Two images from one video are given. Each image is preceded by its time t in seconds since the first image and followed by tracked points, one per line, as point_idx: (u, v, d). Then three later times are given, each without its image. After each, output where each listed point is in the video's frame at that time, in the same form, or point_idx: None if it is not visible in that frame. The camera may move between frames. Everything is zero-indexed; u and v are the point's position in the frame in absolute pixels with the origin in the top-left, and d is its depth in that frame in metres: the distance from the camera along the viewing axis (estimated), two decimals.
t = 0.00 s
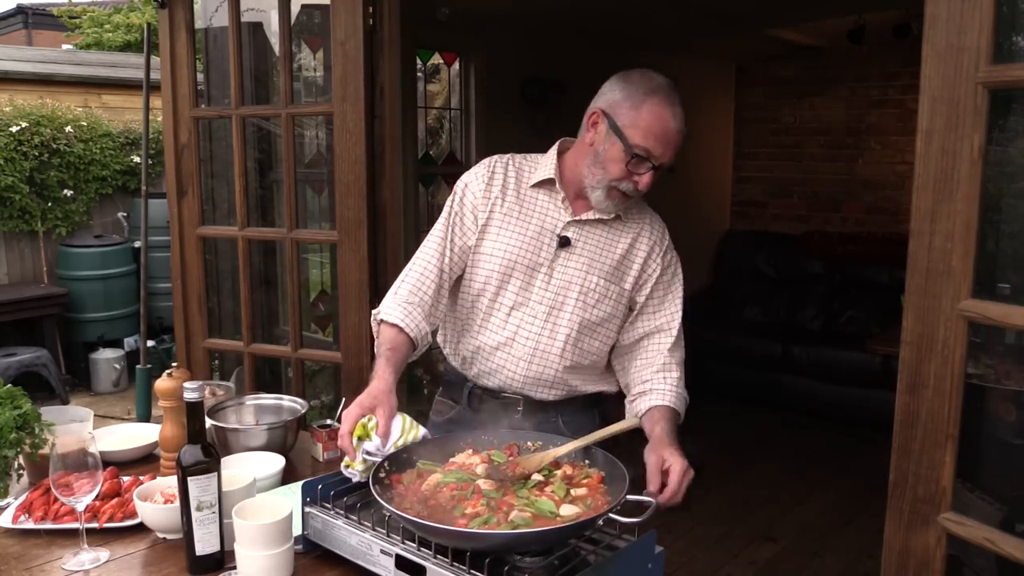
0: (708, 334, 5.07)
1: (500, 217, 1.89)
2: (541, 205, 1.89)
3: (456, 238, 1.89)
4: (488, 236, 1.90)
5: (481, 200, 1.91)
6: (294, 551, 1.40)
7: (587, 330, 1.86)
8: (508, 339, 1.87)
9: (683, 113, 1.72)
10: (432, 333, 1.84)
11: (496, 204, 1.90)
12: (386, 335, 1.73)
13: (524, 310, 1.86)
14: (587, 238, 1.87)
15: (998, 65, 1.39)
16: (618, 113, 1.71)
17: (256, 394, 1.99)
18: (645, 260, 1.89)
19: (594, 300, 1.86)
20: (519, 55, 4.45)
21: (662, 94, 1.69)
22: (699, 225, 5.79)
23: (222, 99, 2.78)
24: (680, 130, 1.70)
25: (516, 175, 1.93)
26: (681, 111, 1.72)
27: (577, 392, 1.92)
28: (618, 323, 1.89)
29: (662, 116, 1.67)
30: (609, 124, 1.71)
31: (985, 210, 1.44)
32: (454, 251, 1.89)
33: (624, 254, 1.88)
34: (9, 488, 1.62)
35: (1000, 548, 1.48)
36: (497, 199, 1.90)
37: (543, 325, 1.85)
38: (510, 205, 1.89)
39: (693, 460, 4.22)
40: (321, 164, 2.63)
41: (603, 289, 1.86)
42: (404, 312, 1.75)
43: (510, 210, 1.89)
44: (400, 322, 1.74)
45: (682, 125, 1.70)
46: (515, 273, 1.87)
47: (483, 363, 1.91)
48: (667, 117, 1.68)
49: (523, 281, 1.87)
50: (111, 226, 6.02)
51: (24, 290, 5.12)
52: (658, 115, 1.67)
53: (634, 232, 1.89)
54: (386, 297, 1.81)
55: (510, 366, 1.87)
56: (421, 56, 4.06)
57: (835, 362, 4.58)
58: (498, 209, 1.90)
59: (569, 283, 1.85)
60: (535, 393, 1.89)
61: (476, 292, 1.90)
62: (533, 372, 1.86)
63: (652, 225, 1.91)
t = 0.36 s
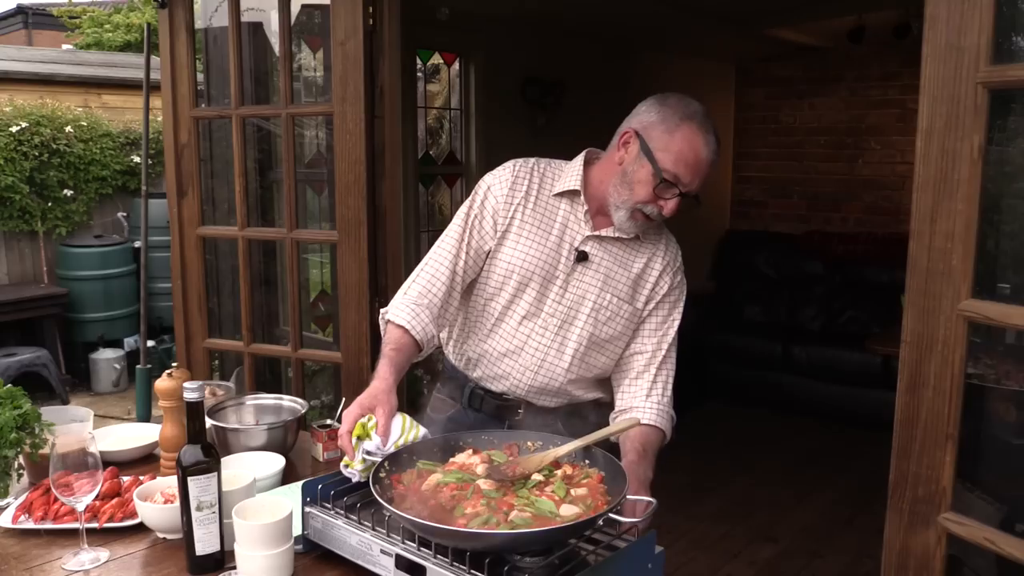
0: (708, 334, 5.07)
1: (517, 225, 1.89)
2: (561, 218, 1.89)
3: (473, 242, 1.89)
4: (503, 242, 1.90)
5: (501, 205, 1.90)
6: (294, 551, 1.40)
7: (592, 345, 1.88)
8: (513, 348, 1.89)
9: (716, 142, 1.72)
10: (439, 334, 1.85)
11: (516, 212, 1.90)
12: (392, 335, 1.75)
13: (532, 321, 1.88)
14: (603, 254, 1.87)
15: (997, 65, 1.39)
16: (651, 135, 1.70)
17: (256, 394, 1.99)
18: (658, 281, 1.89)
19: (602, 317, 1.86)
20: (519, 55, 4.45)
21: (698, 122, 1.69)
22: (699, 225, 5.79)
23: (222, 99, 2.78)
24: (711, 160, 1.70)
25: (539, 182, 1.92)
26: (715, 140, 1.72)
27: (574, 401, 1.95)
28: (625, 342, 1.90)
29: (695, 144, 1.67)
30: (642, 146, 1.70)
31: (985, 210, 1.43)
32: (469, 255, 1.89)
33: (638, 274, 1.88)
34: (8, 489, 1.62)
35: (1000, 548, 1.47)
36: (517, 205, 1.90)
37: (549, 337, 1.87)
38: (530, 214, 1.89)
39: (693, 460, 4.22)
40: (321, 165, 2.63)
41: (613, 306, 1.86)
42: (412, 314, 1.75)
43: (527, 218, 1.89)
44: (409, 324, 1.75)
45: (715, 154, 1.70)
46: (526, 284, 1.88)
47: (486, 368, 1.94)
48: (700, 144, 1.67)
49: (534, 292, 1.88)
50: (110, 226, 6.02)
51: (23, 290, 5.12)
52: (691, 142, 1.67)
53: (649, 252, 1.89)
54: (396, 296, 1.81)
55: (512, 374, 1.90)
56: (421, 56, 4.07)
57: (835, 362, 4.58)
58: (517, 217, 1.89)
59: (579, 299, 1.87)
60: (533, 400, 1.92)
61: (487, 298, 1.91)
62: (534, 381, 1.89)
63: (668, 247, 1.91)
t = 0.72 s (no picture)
0: (708, 334, 5.07)
1: (519, 226, 1.89)
2: (562, 220, 1.89)
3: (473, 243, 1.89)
4: (503, 243, 1.90)
5: (503, 206, 1.90)
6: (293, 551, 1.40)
7: (592, 347, 1.88)
8: (513, 349, 1.89)
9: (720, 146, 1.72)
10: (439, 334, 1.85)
11: (517, 212, 1.89)
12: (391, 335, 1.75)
13: (532, 322, 1.88)
14: (603, 256, 1.87)
15: (997, 65, 1.39)
16: (653, 138, 1.70)
17: (256, 394, 1.99)
18: (659, 284, 1.89)
19: (603, 319, 1.86)
20: (519, 55, 4.45)
21: (701, 125, 1.68)
22: (699, 225, 5.79)
23: (222, 99, 2.78)
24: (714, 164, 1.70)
25: (541, 183, 1.92)
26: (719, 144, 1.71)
27: (574, 402, 1.95)
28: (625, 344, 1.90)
29: (698, 148, 1.66)
30: (643, 149, 1.70)
31: (985, 210, 1.43)
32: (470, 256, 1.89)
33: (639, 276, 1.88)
34: (8, 489, 1.62)
35: (1000, 548, 1.47)
36: (519, 206, 1.89)
37: (549, 339, 1.87)
38: (532, 215, 1.89)
39: (693, 461, 4.22)
40: (321, 165, 2.63)
41: (613, 309, 1.86)
42: (411, 314, 1.76)
43: (528, 219, 1.89)
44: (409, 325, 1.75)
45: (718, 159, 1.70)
46: (527, 286, 1.88)
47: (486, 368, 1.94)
48: (703, 149, 1.67)
49: (534, 294, 1.88)
50: (110, 226, 6.02)
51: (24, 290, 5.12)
52: (694, 146, 1.66)
53: (651, 255, 1.89)
54: (397, 296, 1.82)
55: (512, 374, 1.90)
56: (421, 56, 4.07)
57: (835, 362, 4.58)
58: (518, 218, 1.89)
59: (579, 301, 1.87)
60: (533, 400, 1.92)
61: (488, 299, 1.91)
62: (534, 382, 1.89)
63: (670, 250, 1.91)
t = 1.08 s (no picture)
0: (707, 334, 5.07)
1: (513, 225, 1.89)
2: (557, 217, 1.89)
3: (467, 243, 1.89)
4: (498, 243, 1.90)
5: (497, 204, 1.90)
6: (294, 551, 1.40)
7: (589, 345, 1.88)
8: (511, 348, 1.89)
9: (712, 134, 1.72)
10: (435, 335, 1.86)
11: (511, 211, 1.89)
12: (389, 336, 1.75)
13: (529, 321, 1.88)
14: (598, 254, 1.87)
15: (997, 65, 1.39)
16: (645, 131, 1.70)
17: (256, 394, 1.99)
18: (656, 279, 1.89)
19: (599, 317, 1.86)
20: (519, 55, 4.45)
21: (692, 117, 1.68)
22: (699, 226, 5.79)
23: (222, 99, 2.78)
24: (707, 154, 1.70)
25: (534, 181, 1.92)
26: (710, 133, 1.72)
27: (573, 399, 1.95)
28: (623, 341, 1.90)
29: (690, 138, 1.66)
30: (635, 142, 1.70)
31: (985, 210, 1.44)
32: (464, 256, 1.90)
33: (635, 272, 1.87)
34: (8, 489, 1.62)
35: (1000, 548, 1.47)
36: (513, 204, 1.89)
37: (545, 338, 1.87)
38: (526, 213, 1.89)
39: (693, 461, 4.22)
40: (321, 165, 2.63)
41: (610, 306, 1.86)
42: (407, 315, 1.76)
43: (522, 217, 1.89)
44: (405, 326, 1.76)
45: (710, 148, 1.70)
46: (523, 284, 1.88)
47: (484, 368, 1.94)
48: (694, 139, 1.67)
49: (530, 292, 1.88)
50: (111, 226, 6.02)
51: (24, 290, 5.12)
52: (684, 135, 1.66)
53: (646, 251, 1.89)
54: (392, 298, 1.82)
55: (510, 373, 1.90)
56: (420, 56, 4.07)
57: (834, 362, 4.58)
58: (512, 216, 1.89)
59: (575, 299, 1.87)
60: (533, 400, 1.92)
61: (484, 298, 1.92)
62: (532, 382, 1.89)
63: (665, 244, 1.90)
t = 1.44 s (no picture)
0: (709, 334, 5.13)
1: (509, 224, 1.90)
2: (553, 215, 1.89)
3: (464, 243, 1.91)
4: (495, 242, 1.91)
5: (493, 204, 1.91)
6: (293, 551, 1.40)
7: (588, 343, 1.87)
8: (509, 347, 1.89)
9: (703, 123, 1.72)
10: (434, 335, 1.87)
11: (507, 210, 1.90)
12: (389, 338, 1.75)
13: (527, 320, 1.88)
14: (595, 250, 1.86)
15: (997, 66, 1.39)
16: (636, 122, 1.70)
17: (256, 394, 1.99)
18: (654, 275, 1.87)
19: (597, 315, 1.86)
20: (519, 55, 4.45)
21: (682, 106, 1.68)
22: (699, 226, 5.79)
23: (222, 99, 2.78)
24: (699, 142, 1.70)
25: (529, 180, 1.92)
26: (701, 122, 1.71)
27: (574, 398, 1.95)
28: (622, 338, 1.89)
29: (680, 128, 1.66)
30: (626, 134, 1.71)
31: (985, 210, 1.43)
32: (461, 256, 1.91)
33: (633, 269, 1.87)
34: (8, 489, 1.62)
35: (1000, 548, 1.47)
36: (508, 203, 1.90)
37: (543, 336, 1.87)
38: (523, 211, 1.90)
39: (693, 460, 4.22)
40: (321, 165, 2.63)
41: (607, 303, 1.86)
42: (405, 314, 1.77)
43: (519, 216, 1.90)
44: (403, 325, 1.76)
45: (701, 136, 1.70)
46: (520, 283, 1.88)
47: (484, 368, 1.94)
48: (685, 128, 1.67)
49: (528, 291, 1.88)
50: (111, 226, 6.03)
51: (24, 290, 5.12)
52: (673, 124, 1.66)
53: (644, 246, 1.87)
54: (391, 298, 1.83)
55: (509, 371, 1.90)
56: (420, 55, 3.86)
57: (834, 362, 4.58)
58: (508, 215, 1.90)
59: (572, 296, 1.86)
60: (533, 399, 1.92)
61: (482, 298, 1.92)
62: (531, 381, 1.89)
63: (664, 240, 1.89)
